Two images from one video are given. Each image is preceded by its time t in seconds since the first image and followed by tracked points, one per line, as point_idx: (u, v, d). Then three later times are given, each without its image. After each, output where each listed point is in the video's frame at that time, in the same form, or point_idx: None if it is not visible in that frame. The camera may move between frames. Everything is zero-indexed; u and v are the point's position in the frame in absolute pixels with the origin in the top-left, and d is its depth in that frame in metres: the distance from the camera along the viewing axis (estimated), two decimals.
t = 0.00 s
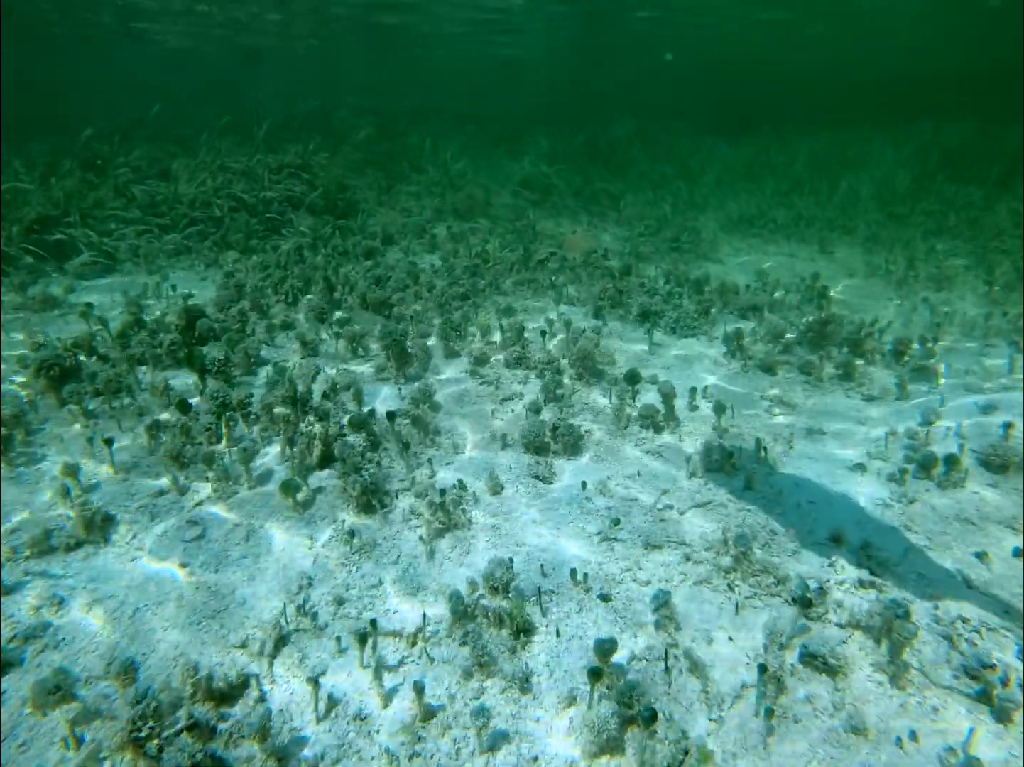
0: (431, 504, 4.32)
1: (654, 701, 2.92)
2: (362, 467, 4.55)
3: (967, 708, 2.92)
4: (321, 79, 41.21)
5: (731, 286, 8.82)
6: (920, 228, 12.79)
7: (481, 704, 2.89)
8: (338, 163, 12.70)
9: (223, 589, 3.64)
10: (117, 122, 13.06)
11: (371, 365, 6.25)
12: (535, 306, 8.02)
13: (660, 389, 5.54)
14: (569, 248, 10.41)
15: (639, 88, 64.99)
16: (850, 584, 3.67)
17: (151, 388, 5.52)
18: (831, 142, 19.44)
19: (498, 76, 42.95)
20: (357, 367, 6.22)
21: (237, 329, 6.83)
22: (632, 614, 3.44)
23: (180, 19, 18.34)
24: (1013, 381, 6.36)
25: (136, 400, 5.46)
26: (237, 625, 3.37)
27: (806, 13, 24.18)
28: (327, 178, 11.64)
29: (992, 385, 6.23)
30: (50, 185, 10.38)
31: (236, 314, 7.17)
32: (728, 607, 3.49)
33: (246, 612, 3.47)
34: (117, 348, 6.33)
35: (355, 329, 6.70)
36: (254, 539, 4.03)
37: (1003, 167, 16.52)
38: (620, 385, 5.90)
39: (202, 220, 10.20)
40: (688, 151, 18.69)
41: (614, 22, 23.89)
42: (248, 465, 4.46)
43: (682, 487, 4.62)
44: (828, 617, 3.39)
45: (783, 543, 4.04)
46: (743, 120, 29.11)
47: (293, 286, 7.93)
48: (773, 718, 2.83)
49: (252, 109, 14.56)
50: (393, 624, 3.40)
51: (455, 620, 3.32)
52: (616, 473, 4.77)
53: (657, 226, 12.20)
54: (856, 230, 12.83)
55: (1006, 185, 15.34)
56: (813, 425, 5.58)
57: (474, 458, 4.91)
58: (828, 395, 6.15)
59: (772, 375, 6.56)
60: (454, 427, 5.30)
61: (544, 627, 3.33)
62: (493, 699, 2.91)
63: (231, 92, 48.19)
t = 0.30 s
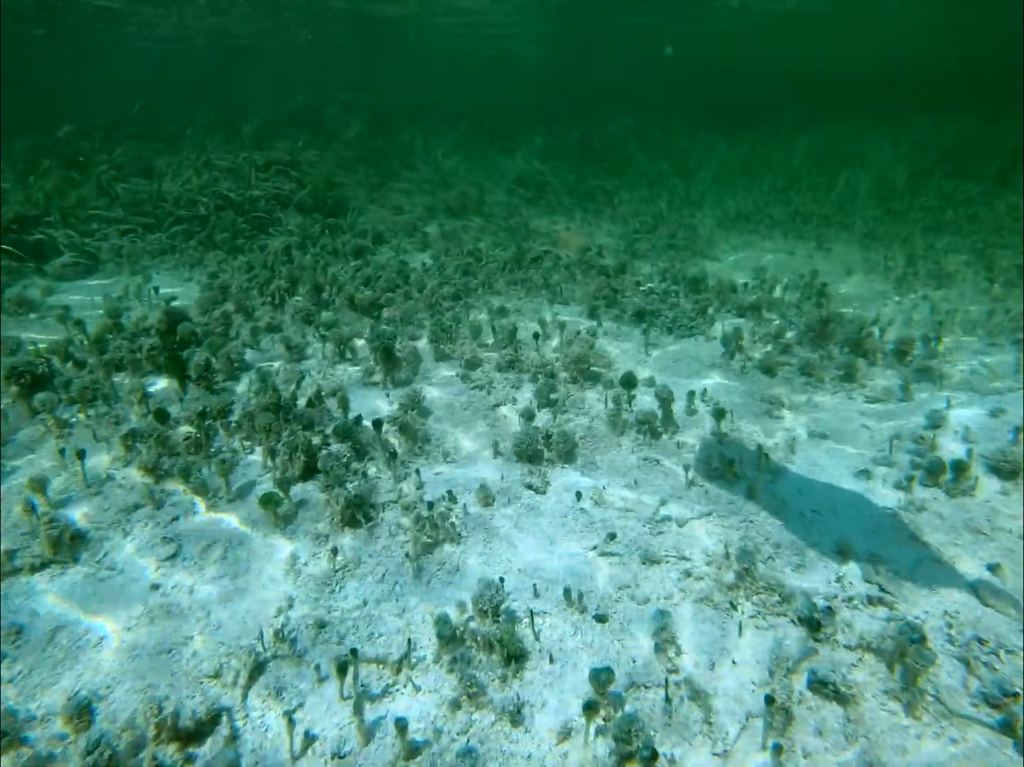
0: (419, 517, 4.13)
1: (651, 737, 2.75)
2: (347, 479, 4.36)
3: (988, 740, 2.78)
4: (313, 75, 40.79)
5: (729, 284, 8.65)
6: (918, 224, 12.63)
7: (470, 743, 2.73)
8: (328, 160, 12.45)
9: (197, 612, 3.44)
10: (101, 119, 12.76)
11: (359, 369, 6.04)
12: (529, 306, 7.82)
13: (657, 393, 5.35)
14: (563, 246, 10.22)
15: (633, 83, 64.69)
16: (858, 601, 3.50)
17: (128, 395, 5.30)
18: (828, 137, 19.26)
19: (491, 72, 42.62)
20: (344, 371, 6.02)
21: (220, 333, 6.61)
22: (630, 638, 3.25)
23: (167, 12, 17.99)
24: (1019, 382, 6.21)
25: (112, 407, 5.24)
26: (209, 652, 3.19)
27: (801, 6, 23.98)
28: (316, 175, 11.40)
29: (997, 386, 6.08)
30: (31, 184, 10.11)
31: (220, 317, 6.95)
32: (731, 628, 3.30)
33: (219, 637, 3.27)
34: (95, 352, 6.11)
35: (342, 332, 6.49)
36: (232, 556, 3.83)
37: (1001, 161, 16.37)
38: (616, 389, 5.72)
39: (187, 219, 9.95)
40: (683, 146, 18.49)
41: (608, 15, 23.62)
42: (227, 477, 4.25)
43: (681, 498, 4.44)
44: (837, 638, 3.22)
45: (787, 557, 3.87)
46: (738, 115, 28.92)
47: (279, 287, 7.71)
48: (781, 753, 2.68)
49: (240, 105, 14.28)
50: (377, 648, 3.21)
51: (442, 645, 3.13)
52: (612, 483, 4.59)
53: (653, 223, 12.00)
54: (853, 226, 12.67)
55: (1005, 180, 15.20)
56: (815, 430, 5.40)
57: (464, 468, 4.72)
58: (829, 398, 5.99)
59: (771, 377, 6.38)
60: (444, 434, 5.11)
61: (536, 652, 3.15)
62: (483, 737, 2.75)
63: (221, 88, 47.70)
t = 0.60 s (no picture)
0: (408, 532, 3.94)
1: None
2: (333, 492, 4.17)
3: None
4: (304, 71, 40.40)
5: (727, 282, 8.47)
6: (917, 220, 12.47)
7: None
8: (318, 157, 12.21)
9: (172, 638, 3.25)
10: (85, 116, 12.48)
11: (348, 374, 5.84)
12: (523, 306, 7.63)
13: (656, 397, 5.17)
14: (558, 243, 10.03)
15: (628, 79, 64.39)
16: (871, 619, 3.34)
17: (106, 403, 5.07)
18: (823, 132, 19.09)
19: (484, 67, 42.28)
20: (332, 376, 5.81)
21: (205, 336, 6.40)
22: (631, 663, 3.08)
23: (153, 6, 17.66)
24: None
25: (89, 416, 5.03)
26: (183, 684, 3.00)
27: None
28: (306, 173, 11.17)
29: (1004, 386, 5.92)
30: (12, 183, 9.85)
31: (204, 320, 6.74)
32: (737, 650, 3.14)
33: (195, 666, 3.09)
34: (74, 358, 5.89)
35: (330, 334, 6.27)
36: (211, 576, 3.64)
37: (999, 156, 16.23)
38: (614, 393, 5.53)
39: (172, 218, 9.70)
40: (678, 141, 18.29)
41: (602, 8, 23.37)
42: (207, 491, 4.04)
43: (683, 509, 4.26)
44: (850, 662, 3.07)
45: (795, 571, 3.69)
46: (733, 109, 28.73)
47: (267, 289, 7.50)
48: None
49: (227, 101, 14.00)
50: (364, 676, 3.03)
51: (431, 674, 2.96)
52: (611, 493, 4.41)
53: (649, 219, 11.81)
54: (852, 222, 12.50)
55: (1003, 175, 15.07)
56: (819, 434, 5.23)
57: (456, 478, 4.53)
58: (833, 401, 5.82)
59: (772, 379, 6.21)
60: (436, 442, 4.91)
61: (532, 680, 2.98)
62: None
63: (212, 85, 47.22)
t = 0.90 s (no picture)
0: (394, 553, 3.76)
1: None
2: (315, 511, 3.98)
3: None
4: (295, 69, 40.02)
5: (724, 283, 8.29)
6: (914, 218, 12.32)
7: None
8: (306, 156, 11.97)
9: (139, 675, 3.07)
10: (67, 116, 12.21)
11: (334, 382, 5.64)
12: (515, 309, 7.44)
13: (653, 406, 4.99)
14: (551, 244, 9.83)
15: (620, 76, 64.19)
16: (882, 645, 3.17)
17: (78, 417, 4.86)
18: (818, 129, 18.95)
19: (476, 64, 41.97)
20: (317, 385, 5.61)
21: (186, 344, 6.19)
22: (628, 696, 2.90)
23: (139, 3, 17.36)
24: None
25: (62, 432, 4.83)
26: (147, 730, 2.83)
27: None
28: (293, 173, 10.93)
29: (1010, 391, 5.76)
30: None
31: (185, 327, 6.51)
32: (742, 681, 2.97)
33: (163, 709, 2.91)
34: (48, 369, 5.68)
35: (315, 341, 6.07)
36: (182, 605, 3.43)
37: (996, 153, 16.09)
38: (609, 401, 5.36)
39: (156, 220, 9.46)
40: (672, 138, 18.11)
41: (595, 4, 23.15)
42: (182, 512, 3.84)
43: (682, 525, 4.08)
44: (861, 695, 2.89)
45: (800, 592, 3.51)
46: (727, 106, 28.56)
47: (251, 293, 7.28)
48: None
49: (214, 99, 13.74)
50: (346, 717, 2.85)
51: (416, 713, 2.78)
52: (605, 508, 4.23)
53: (643, 218, 11.62)
54: (848, 220, 12.34)
55: (1000, 173, 14.95)
56: (820, 444, 5.06)
57: (444, 493, 4.35)
58: (834, 408, 5.65)
59: (772, 384, 6.04)
60: (424, 455, 4.72)
61: (524, 719, 2.80)
62: None
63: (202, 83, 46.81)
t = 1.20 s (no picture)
0: (386, 571, 3.57)
1: None
2: (302, 525, 3.79)
3: None
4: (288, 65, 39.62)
5: (724, 281, 8.11)
6: (915, 212, 12.15)
7: None
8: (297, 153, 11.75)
9: (107, 708, 2.93)
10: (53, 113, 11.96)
11: (323, 386, 5.45)
12: (511, 309, 7.25)
13: (653, 411, 4.82)
14: (548, 241, 9.64)
15: (616, 71, 63.89)
16: (900, 668, 3.00)
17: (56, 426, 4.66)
18: (816, 123, 18.75)
19: (471, 59, 41.66)
20: (306, 390, 5.41)
21: (170, 348, 5.98)
22: (632, 729, 2.75)
23: None
24: None
25: (38, 441, 4.62)
26: None
27: None
28: (284, 171, 10.72)
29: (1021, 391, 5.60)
30: None
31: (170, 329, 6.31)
32: (753, 709, 2.81)
33: (133, 748, 2.77)
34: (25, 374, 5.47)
35: (304, 345, 5.88)
36: (158, 627, 3.26)
37: (997, 146, 15.92)
38: (608, 405, 5.18)
39: (143, 219, 9.22)
40: (670, 133, 17.91)
41: None
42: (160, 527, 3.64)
43: (686, 537, 3.90)
44: (880, 725, 2.74)
45: (811, 609, 3.34)
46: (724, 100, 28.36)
47: (240, 294, 7.08)
48: None
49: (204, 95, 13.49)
50: (333, 755, 2.69)
51: (407, 750, 2.62)
52: (605, 520, 4.05)
53: (641, 215, 11.43)
54: (849, 215, 12.17)
55: (1001, 166, 14.79)
56: (828, 449, 4.89)
57: (438, 504, 4.17)
58: (839, 411, 5.48)
59: (775, 386, 5.86)
60: (416, 464, 4.54)
61: (522, 756, 2.64)
62: None
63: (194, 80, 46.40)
